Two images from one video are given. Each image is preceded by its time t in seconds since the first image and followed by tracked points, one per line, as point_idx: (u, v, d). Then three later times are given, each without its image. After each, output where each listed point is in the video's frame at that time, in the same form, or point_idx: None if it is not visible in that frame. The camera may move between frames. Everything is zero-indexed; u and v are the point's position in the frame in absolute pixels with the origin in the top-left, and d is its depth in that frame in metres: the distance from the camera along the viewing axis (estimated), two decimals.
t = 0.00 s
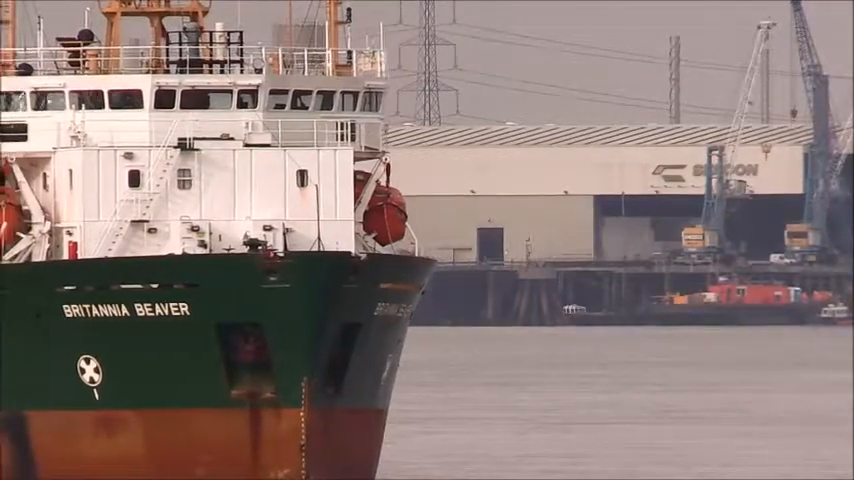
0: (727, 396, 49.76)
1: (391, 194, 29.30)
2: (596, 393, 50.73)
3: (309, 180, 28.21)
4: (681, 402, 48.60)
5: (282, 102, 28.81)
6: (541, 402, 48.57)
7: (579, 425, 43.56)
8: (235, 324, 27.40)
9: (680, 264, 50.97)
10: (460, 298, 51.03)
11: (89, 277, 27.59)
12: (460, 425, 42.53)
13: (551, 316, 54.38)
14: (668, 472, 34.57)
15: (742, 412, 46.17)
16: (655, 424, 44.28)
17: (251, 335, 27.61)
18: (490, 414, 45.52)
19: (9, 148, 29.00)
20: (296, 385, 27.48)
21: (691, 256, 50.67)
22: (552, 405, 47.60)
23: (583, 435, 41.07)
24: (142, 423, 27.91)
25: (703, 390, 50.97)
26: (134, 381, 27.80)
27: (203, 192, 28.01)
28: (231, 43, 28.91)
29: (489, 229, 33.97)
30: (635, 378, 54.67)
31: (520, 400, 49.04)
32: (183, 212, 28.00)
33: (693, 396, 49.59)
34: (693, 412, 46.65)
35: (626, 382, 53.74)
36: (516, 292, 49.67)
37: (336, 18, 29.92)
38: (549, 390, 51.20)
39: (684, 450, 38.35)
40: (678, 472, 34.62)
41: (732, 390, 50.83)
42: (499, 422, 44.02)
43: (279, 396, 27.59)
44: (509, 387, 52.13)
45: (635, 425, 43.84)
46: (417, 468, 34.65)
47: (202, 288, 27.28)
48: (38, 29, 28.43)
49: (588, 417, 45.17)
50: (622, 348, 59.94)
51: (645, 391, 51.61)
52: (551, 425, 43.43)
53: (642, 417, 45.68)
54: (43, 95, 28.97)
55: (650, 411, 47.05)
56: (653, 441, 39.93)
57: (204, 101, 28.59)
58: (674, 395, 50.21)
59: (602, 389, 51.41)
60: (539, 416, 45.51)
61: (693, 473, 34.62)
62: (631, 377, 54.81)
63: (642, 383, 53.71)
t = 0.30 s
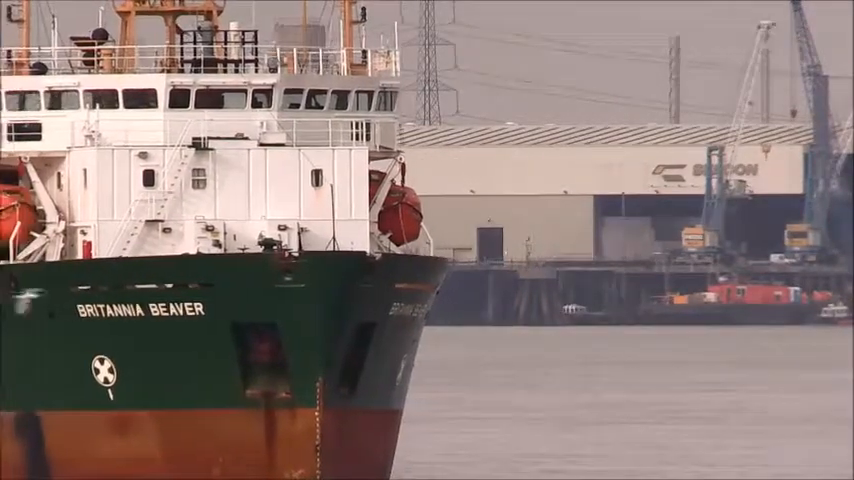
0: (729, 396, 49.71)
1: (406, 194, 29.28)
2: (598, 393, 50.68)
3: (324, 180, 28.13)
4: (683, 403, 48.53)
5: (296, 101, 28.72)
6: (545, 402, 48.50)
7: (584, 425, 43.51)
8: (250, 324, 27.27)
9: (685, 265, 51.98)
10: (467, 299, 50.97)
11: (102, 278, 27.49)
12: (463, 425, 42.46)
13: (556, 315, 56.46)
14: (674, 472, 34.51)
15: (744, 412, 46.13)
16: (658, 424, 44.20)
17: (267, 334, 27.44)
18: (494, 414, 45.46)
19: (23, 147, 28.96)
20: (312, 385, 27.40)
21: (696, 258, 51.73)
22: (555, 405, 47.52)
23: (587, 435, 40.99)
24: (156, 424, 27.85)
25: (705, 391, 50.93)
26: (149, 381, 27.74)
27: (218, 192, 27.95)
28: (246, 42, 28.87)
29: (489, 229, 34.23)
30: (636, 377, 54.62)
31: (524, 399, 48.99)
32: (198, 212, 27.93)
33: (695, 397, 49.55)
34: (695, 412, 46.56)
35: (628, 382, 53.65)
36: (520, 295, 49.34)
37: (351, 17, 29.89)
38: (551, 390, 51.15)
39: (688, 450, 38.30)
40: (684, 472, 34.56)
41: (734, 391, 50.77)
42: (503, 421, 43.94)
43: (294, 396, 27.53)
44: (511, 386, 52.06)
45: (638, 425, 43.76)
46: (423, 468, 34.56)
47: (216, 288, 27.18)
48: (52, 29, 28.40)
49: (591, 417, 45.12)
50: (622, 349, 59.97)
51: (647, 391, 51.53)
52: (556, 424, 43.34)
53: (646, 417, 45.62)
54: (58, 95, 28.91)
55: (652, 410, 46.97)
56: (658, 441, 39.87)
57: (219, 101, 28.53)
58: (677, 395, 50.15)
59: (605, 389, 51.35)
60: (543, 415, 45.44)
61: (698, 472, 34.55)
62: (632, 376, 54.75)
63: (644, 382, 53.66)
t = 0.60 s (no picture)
0: (729, 394, 49.59)
1: (420, 194, 29.25)
2: (600, 393, 50.58)
3: (337, 180, 28.09)
4: (684, 403, 48.43)
5: (309, 101, 28.62)
6: (547, 402, 48.41)
7: (586, 425, 43.42)
8: (263, 323, 27.21)
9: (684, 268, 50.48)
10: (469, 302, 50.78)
11: (115, 278, 27.43)
12: (465, 424, 42.31)
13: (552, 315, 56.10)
14: (676, 471, 34.45)
15: (744, 411, 46.04)
16: (659, 423, 44.11)
17: (280, 335, 27.36)
18: (496, 413, 45.37)
19: (36, 147, 28.73)
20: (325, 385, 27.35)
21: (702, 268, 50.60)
22: (558, 406, 47.44)
23: (589, 435, 40.91)
24: (168, 424, 27.77)
25: (705, 390, 50.83)
26: (161, 382, 27.67)
27: (231, 192, 27.88)
28: (259, 41, 28.78)
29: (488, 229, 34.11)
30: (636, 376, 54.52)
31: (527, 400, 48.90)
32: (210, 212, 27.86)
33: (695, 396, 49.46)
34: (695, 412, 46.46)
35: (628, 381, 53.55)
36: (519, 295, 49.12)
37: (363, 17, 29.72)
38: (553, 390, 51.04)
39: (690, 450, 38.23)
40: (685, 471, 34.49)
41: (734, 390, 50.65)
42: (505, 421, 43.86)
43: (307, 397, 27.48)
44: (513, 386, 51.96)
45: (640, 425, 43.67)
46: (425, 467, 34.49)
47: (230, 288, 27.11)
48: (63, 28, 28.32)
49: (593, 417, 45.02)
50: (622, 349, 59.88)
51: (649, 390, 51.41)
52: (558, 425, 43.27)
53: (647, 417, 45.54)
54: (70, 94, 28.76)
55: (653, 410, 46.87)
56: (661, 440, 39.79)
57: (232, 101, 28.44)
58: (678, 394, 50.05)
59: (607, 389, 51.24)
60: (546, 415, 45.36)
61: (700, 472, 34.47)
62: (633, 375, 54.64)
63: (644, 382, 53.54)
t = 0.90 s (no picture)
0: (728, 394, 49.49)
1: (435, 194, 29.21)
2: (601, 393, 50.48)
3: (352, 180, 27.97)
4: (684, 403, 48.27)
5: (324, 100, 28.53)
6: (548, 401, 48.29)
7: (587, 425, 43.30)
8: (277, 323, 27.14)
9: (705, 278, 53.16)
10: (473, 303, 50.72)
11: (129, 278, 27.38)
12: (468, 425, 42.23)
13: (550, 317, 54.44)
14: (675, 471, 34.39)
15: (744, 412, 45.95)
16: (659, 423, 43.97)
17: (295, 336, 27.28)
18: (499, 413, 45.24)
19: (49, 147, 28.69)
20: (340, 385, 27.24)
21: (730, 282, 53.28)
22: (559, 405, 47.29)
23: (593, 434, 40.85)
24: (182, 424, 27.68)
25: (703, 390, 50.74)
26: (176, 382, 27.59)
27: (246, 192, 27.80)
28: (273, 41, 28.72)
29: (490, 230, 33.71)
30: (634, 376, 54.37)
31: (529, 399, 48.79)
32: (225, 212, 27.80)
33: (695, 396, 49.36)
34: (696, 412, 46.31)
35: (628, 381, 53.41)
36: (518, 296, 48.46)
37: (379, 18, 29.78)
38: (555, 389, 50.93)
39: (691, 450, 38.13)
40: (684, 471, 34.42)
41: (734, 390, 50.53)
42: (507, 421, 43.74)
43: (323, 397, 27.37)
44: (514, 386, 51.84)
45: (641, 425, 43.56)
46: (430, 467, 34.45)
47: (244, 288, 27.03)
48: (77, 27, 28.26)
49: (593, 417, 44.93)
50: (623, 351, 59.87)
51: (650, 390, 51.28)
52: (560, 425, 43.12)
53: (647, 416, 45.41)
54: (84, 94, 28.67)
55: (653, 410, 46.76)
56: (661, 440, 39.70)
57: (247, 101, 28.35)
58: (679, 394, 49.96)
59: (608, 389, 51.12)
60: (548, 415, 45.22)
61: (699, 471, 34.42)
62: (631, 375, 54.50)
63: (644, 382, 53.40)
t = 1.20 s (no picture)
0: (728, 395, 49.50)
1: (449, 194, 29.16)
2: (603, 393, 50.45)
3: (366, 180, 27.84)
4: (685, 403, 48.19)
5: (338, 100, 28.50)
6: (548, 401, 48.24)
7: (588, 425, 43.24)
8: (291, 324, 27.03)
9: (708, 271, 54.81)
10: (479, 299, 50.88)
11: (142, 278, 27.27)
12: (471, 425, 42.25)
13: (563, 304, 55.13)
14: (677, 472, 34.35)
15: (744, 412, 45.91)
16: (659, 423, 43.92)
17: (308, 336, 27.22)
18: (500, 413, 45.26)
19: (62, 147, 28.63)
20: (352, 386, 27.17)
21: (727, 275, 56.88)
22: (560, 405, 47.22)
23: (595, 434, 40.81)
24: (195, 425, 27.63)
25: (703, 391, 50.73)
26: (188, 383, 27.49)
27: (259, 192, 27.75)
28: (286, 41, 28.58)
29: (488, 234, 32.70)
30: (635, 376, 54.36)
31: (530, 399, 48.75)
32: (238, 212, 27.74)
33: (695, 396, 49.33)
34: (698, 412, 46.20)
35: (628, 382, 53.36)
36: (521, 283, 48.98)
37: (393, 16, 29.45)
38: (556, 389, 50.90)
39: (693, 451, 38.09)
40: (685, 472, 34.38)
41: (734, 391, 50.51)
42: (508, 421, 43.69)
43: (335, 398, 27.34)
44: (514, 386, 51.81)
45: (641, 425, 43.51)
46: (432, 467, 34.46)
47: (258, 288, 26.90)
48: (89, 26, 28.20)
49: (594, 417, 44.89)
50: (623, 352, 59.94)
51: (651, 390, 51.26)
52: (561, 425, 43.07)
53: (647, 416, 45.35)
54: (97, 94, 28.65)
55: (653, 410, 46.73)
56: (662, 441, 39.66)
57: (260, 100, 28.30)
58: (679, 394, 49.92)
59: (609, 390, 51.08)
60: (548, 415, 45.19)
61: (701, 473, 34.36)
62: (631, 376, 54.49)
63: (644, 383, 53.38)
